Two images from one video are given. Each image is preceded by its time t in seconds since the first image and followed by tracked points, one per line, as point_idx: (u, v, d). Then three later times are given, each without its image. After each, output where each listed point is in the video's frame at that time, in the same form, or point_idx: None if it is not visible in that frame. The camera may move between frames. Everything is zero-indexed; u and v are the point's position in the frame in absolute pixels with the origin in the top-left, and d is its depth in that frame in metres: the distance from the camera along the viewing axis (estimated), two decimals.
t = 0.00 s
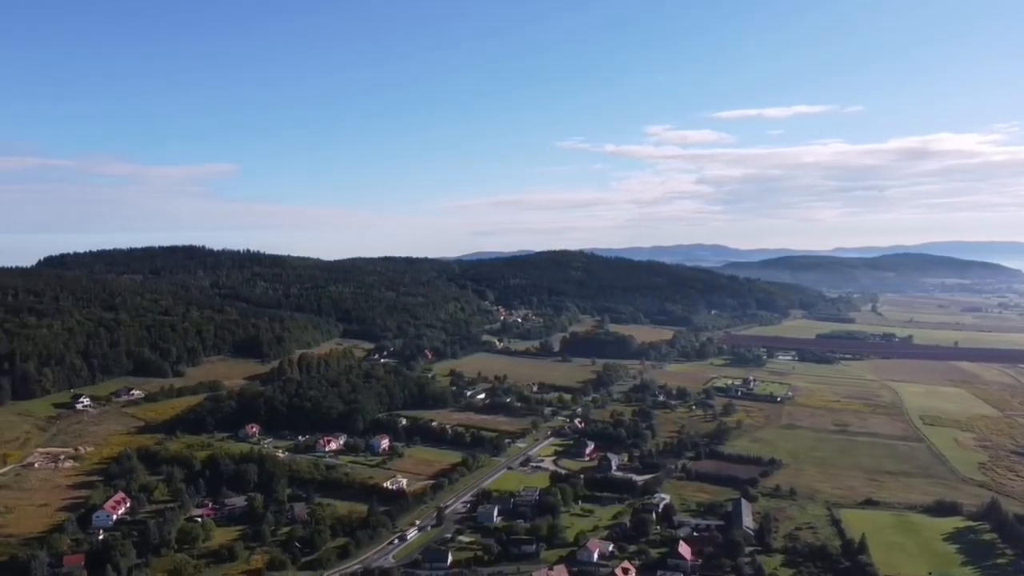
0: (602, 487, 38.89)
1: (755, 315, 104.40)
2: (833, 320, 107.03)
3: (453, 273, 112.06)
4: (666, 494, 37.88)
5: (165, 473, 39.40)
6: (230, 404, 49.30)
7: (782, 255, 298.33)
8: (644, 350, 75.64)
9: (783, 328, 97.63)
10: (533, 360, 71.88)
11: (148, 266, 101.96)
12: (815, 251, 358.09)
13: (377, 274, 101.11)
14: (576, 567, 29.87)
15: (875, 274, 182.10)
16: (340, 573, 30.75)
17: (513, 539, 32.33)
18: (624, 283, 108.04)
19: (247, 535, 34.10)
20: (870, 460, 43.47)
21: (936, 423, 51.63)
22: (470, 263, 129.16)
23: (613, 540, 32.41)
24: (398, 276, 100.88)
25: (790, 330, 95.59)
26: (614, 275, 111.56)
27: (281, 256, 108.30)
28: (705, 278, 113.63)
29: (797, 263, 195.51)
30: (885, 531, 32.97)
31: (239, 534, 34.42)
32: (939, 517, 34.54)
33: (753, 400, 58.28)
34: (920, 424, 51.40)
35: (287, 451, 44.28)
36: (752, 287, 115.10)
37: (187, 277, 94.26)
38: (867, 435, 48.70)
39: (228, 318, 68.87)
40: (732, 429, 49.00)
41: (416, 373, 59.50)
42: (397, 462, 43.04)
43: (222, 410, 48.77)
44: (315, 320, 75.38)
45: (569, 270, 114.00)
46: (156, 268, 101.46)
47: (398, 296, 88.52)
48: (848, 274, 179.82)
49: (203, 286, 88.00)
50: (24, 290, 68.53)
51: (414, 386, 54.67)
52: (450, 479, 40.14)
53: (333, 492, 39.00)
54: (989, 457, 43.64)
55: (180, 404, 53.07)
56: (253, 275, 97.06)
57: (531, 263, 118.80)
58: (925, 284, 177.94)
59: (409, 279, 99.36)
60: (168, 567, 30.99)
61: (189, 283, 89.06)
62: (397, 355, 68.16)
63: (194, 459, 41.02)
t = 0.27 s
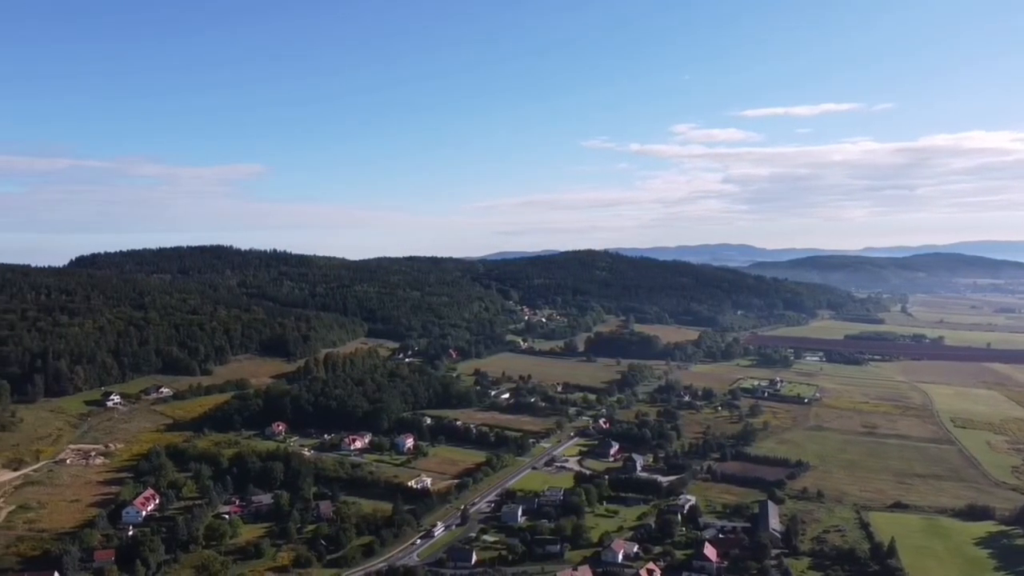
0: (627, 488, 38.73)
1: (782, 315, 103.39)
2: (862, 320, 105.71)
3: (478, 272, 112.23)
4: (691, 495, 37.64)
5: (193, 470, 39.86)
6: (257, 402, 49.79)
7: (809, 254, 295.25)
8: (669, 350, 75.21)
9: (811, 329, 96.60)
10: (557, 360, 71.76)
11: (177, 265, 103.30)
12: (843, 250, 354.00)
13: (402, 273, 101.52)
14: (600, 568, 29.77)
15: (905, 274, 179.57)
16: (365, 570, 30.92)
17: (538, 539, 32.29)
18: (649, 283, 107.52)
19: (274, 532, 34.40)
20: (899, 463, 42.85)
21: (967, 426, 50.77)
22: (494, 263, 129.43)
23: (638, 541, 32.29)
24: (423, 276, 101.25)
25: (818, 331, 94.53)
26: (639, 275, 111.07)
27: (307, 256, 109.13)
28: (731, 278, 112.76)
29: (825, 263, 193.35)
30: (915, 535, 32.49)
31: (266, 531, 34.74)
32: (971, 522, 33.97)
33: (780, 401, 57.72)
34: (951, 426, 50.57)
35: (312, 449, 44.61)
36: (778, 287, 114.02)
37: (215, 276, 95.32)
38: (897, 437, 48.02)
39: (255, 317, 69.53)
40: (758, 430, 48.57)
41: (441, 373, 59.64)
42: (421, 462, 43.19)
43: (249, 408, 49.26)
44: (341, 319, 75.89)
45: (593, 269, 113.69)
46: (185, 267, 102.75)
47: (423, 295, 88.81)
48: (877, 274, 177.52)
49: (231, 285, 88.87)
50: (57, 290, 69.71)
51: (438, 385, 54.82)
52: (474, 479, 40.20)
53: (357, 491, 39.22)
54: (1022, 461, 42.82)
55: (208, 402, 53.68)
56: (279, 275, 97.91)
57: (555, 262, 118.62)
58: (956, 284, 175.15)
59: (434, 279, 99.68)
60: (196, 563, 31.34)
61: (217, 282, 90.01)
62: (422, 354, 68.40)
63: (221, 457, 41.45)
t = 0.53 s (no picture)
0: (652, 489, 38.53)
1: (810, 316, 102.29)
2: (891, 321, 104.28)
3: (502, 272, 112.29)
4: (717, 497, 37.36)
5: (221, 468, 40.30)
6: (283, 401, 50.22)
7: (837, 254, 291.87)
8: (695, 350, 74.71)
9: (839, 329, 95.47)
10: (582, 360, 71.59)
11: (205, 265, 104.51)
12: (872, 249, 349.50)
13: (427, 273, 101.83)
14: (625, 569, 29.65)
15: (936, 274, 176.87)
16: (390, 569, 31.06)
17: (562, 539, 32.23)
18: (675, 283, 106.89)
19: (300, 530, 34.67)
20: (930, 466, 42.20)
21: (1000, 429, 49.86)
22: (519, 263, 129.43)
23: (663, 543, 32.11)
24: (447, 276, 101.53)
25: (846, 332, 93.39)
26: (665, 275, 110.49)
27: (333, 256, 109.88)
28: (757, 279, 111.77)
29: (854, 263, 191.01)
30: (946, 539, 31.97)
31: (292, 529, 35.02)
32: (1004, 526, 33.35)
33: (807, 403, 57.11)
34: (983, 429, 49.69)
35: (338, 448, 44.89)
36: (806, 287, 112.84)
37: (243, 276, 96.26)
38: (927, 440, 47.29)
39: (281, 317, 70.15)
40: (786, 432, 48.09)
41: (465, 373, 59.75)
42: (446, 461, 43.30)
43: (276, 407, 49.71)
44: (366, 319, 76.31)
45: (618, 269, 113.27)
46: (213, 267, 103.93)
47: (447, 295, 89.03)
48: (907, 274, 175.04)
49: (258, 284, 89.71)
50: (88, 289, 70.82)
51: (463, 385, 54.91)
52: (498, 479, 40.22)
53: (382, 489, 39.39)
54: None
55: (235, 401, 54.24)
56: (305, 275, 98.66)
57: (580, 262, 118.36)
58: (988, 285, 172.20)
59: (458, 279, 99.88)
60: (224, 559, 31.68)
61: (244, 282, 90.90)
62: (447, 354, 68.58)
63: (248, 455, 41.86)
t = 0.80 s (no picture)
0: (676, 490, 38.30)
1: (838, 317, 101.10)
2: (922, 322, 102.76)
3: (526, 272, 112.26)
4: (743, 499, 37.03)
5: (247, 466, 40.69)
6: (309, 400, 50.59)
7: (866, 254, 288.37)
8: (721, 351, 74.14)
9: (868, 330, 94.24)
10: (607, 361, 71.35)
11: (233, 265, 105.62)
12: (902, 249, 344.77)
13: (451, 273, 102.06)
14: (649, 571, 29.49)
15: (968, 274, 173.99)
16: (414, 567, 31.18)
17: (586, 540, 32.13)
18: (700, 283, 106.19)
19: (325, 527, 34.91)
20: (961, 469, 41.51)
21: None
22: (543, 263, 129.32)
23: (688, 544, 31.89)
24: (472, 275, 101.63)
25: (875, 333, 92.18)
26: (690, 275, 109.80)
27: (358, 255, 110.53)
28: (785, 279, 110.69)
29: (883, 263, 188.52)
30: (978, 544, 31.41)
31: (318, 526, 35.26)
32: None
33: (835, 404, 56.46)
34: (1016, 432, 48.79)
35: (363, 446, 45.15)
36: (834, 287, 111.53)
37: (269, 276, 97.13)
38: (958, 443, 46.53)
39: (307, 316, 70.69)
40: (813, 434, 47.56)
41: (490, 372, 59.80)
42: (470, 460, 43.37)
43: (301, 406, 50.09)
44: (391, 318, 76.68)
45: (643, 269, 112.76)
46: (240, 267, 105.00)
47: (472, 295, 89.17)
48: (938, 274, 172.42)
49: (284, 284, 90.47)
50: (119, 288, 71.86)
51: (487, 385, 54.94)
52: (523, 478, 40.22)
53: (407, 488, 39.55)
54: None
55: (261, 399, 54.76)
56: (331, 274, 99.30)
57: (605, 262, 117.98)
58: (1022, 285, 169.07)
59: (483, 279, 99.99)
60: (250, 556, 32.00)
61: (271, 281, 91.69)
62: (471, 353, 68.70)
63: (275, 453, 42.23)
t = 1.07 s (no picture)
0: (702, 491, 38.04)
1: (867, 317, 99.86)
2: (953, 322, 101.19)
3: (551, 272, 112.17)
4: (770, 501, 36.70)
5: (274, 464, 41.06)
6: (334, 398, 50.94)
7: (895, 253, 284.51)
8: (747, 351, 73.53)
9: (898, 331, 92.98)
10: (632, 361, 71.08)
11: (260, 264, 106.68)
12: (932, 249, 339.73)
13: (476, 273, 102.23)
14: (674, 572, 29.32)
15: (1001, 274, 171.03)
16: (438, 566, 31.27)
17: (611, 541, 32.02)
18: (727, 283, 105.42)
19: (350, 525, 35.12)
20: (994, 473, 40.80)
21: None
22: (568, 262, 129.16)
23: (713, 546, 31.66)
24: (496, 275, 101.71)
25: (905, 333, 90.93)
26: (716, 275, 109.05)
27: (383, 255, 111.11)
28: (812, 279, 109.58)
29: (913, 263, 185.91)
30: (1011, 549, 30.85)
31: (343, 524, 35.48)
32: None
33: (864, 406, 55.76)
34: None
35: (388, 445, 45.37)
36: (863, 287, 110.18)
37: (296, 275, 97.97)
38: (991, 446, 45.74)
39: (333, 315, 71.18)
40: (841, 435, 47.02)
41: (514, 372, 59.82)
42: (494, 460, 43.42)
43: (327, 404, 50.46)
44: (416, 318, 76.99)
45: (669, 269, 112.18)
46: (267, 266, 106.01)
47: (496, 294, 89.27)
48: (969, 275, 169.66)
49: (310, 283, 91.19)
50: (148, 287, 72.87)
51: (512, 384, 54.97)
52: (547, 478, 40.18)
53: (432, 487, 39.66)
54: None
55: (288, 397, 55.24)
56: (357, 274, 99.92)
57: (630, 262, 117.54)
58: None
59: (507, 278, 100.05)
60: (276, 554, 32.29)
61: (297, 280, 92.46)
62: (496, 353, 68.78)
63: (301, 451, 42.56)
